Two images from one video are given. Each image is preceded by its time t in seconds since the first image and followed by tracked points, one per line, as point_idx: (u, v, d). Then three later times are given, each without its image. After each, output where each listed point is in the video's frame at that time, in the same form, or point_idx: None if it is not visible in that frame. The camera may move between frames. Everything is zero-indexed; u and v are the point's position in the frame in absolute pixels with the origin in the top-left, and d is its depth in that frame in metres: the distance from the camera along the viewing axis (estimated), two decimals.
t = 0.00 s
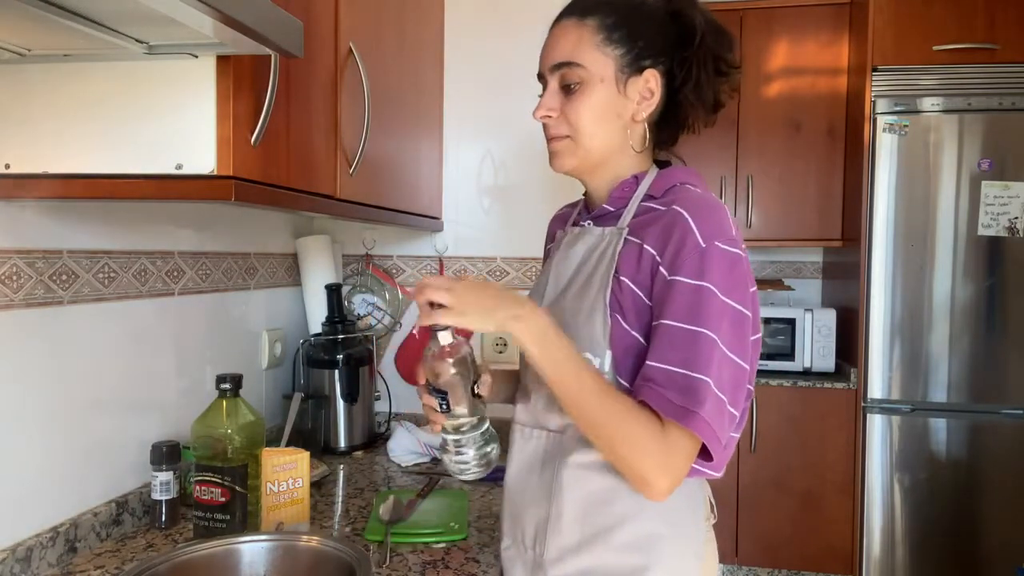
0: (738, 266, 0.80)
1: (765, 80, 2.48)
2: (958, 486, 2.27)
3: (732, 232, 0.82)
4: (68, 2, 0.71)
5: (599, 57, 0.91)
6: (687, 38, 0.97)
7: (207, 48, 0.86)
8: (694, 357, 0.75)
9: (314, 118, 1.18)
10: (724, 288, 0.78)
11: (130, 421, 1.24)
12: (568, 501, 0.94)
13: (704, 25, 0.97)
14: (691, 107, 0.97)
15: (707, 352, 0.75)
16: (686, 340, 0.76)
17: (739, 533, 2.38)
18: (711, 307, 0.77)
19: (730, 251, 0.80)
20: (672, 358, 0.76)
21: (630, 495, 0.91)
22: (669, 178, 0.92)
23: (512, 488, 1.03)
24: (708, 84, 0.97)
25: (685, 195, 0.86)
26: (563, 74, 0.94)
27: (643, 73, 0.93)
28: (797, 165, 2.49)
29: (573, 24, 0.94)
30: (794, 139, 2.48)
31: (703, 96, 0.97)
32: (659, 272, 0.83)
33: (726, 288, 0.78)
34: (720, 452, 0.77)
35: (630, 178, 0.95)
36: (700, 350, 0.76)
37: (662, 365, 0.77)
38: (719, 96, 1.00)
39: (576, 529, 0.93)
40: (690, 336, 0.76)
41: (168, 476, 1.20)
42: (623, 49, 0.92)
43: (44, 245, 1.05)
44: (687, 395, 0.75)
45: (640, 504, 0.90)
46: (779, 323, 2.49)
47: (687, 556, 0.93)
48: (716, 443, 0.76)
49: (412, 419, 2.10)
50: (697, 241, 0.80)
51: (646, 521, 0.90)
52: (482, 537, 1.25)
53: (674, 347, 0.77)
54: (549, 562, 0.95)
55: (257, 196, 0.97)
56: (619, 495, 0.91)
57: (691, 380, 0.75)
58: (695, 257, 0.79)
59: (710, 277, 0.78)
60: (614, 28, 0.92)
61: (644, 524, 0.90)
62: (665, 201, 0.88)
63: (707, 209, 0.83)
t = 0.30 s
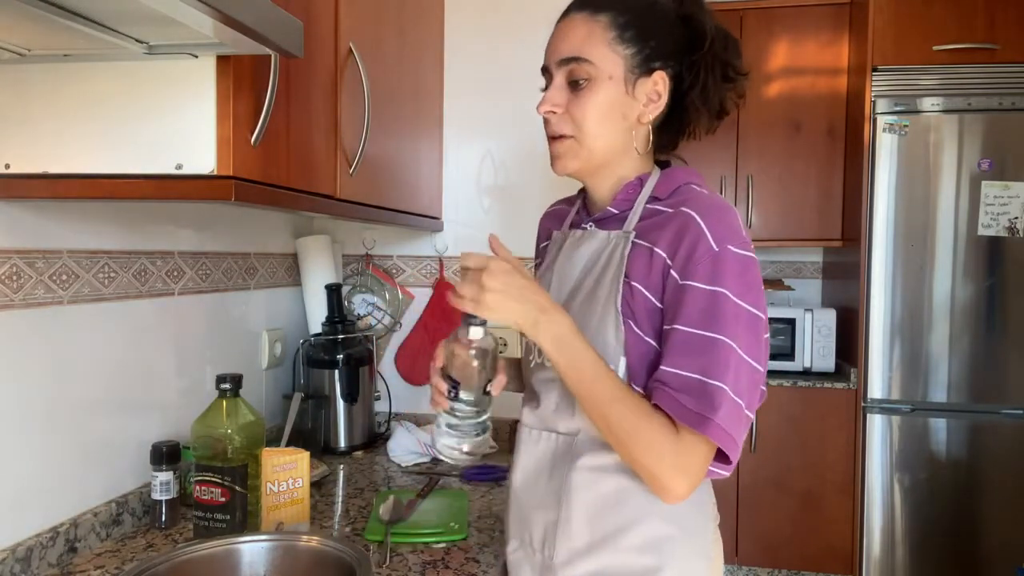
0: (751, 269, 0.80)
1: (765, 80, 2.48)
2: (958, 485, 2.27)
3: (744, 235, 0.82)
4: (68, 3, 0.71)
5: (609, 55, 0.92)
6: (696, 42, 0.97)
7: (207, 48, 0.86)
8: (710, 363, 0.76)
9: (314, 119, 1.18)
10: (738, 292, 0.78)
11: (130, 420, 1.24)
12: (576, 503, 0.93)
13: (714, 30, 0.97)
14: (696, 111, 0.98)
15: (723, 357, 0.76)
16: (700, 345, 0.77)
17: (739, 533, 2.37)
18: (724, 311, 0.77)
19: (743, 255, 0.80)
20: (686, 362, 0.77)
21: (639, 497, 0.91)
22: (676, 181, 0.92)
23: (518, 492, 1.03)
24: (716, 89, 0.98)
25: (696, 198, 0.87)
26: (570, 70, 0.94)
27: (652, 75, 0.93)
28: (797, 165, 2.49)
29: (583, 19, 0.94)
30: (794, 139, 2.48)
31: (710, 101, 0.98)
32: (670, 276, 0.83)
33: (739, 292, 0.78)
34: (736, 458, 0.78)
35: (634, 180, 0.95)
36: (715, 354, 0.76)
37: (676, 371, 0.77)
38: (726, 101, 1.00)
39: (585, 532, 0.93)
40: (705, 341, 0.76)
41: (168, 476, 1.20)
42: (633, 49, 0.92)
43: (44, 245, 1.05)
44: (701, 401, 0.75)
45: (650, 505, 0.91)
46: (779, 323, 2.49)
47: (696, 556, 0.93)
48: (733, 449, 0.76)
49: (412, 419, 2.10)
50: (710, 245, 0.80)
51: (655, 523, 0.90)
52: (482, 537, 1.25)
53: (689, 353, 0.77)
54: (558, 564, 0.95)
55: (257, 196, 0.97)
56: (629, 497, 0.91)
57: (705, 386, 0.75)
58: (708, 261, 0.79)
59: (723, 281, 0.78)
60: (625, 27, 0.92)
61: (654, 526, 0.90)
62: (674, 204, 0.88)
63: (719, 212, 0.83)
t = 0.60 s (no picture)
0: (743, 269, 0.80)
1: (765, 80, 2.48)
2: (958, 485, 2.27)
3: (741, 237, 0.82)
4: (68, 3, 0.71)
5: (630, 55, 0.91)
6: (705, 49, 1.00)
7: (207, 48, 0.86)
8: (684, 350, 0.75)
9: (314, 119, 1.18)
10: (725, 289, 0.78)
11: (130, 420, 1.24)
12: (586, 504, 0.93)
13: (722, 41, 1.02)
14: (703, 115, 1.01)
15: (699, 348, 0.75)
16: (677, 332, 0.76)
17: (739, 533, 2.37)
18: (709, 303, 0.77)
19: (737, 255, 0.80)
20: (660, 347, 0.76)
21: (648, 495, 0.91)
22: (679, 181, 0.92)
23: (527, 493, 1.02)
24: (722, 97, 1.02)
25: (697, 196, 0.87)
26: (590, 65, 0.91)
27: (666, 79, 0.94)
28: (797, 165, 2.49)
29: (604, 14, 0.92)
30: (794, 139, 2.48)
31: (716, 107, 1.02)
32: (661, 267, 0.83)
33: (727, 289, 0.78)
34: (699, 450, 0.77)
35: (639, 181, 0.94)
36: (691, 343, 0.75)
37: (650, 354, 0.76)
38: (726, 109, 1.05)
39: (597, 532, 0.93)
40: (682, 329, 0.76)
41: (168, 476, 1.20)
42: (652, 50, 0.92)
43: (44, 245, 1.05)
44: (670, 385, 0.75)
45: (660, 502, 0.90)
46: (779, 323, 2.49)
47: (706, 551, 0.93)
48: (694, 438, 0.76)
49: (412, 419, 2.10)
50: (705, 240, 0.80)
51: (666, 521, 0.90)
52: (482, 537, 1.25)
53: (664, 339, 0.76)
54: (568, 565, 0.95)
55: (257, 196, 0.97)
56: (640, 496, 0.91)
57: (677, 372, 0.75)
58: (702, 255, 0.79)
59: (712, 274, 0.78)
60: (646, 28, 0.92)
61: (664, 524, 0.90)
62: (677, 202, 0.88)
63: (716, 211, 0.83)
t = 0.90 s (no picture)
0: (753, 259, 0.81)
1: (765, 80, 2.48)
2: (958, 485, 2.27)
3: (745, 224, 0.83)
4: (68, 2, 0.71)
5: (618, 49, 0.91)
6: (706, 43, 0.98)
7: (207, 48, 0.86)
8: (710, 350, 0.75)
9: (314, 119, 1.18)
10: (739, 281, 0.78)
11: (130, 421, 1.24)
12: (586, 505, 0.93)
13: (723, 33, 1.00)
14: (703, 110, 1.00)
15: (724, 345, 0.76)
16: (700, 331, 0.76)
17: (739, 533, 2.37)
18: (727, 299, 0.77)
19: (745, 244, 0.81)
20: (685, 350, 0.76)
21: (649, 496, 0.91)
22: (677, 173, 0.92)
23: (525, 496, 1.02)
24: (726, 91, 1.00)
25: (699, 187, 0.87)
26: (578, 63, 0.91)
27: (659, 71, 0.93)
28: (798, 165, 2.49)
29: (591, 12, 0.92)
30: (794, 139, 2.48)
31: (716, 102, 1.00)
32: (673, 262, 0.83)
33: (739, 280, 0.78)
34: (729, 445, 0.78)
35: (637, 174, 0.94)
36: (715, 342, 0.76)
37: (675, 357, 0.76)
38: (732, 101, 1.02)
39: (597, 534, 0.93)
40: (705, 328, 0.76)
41: (168, 476, 1.20)
42: (642, 43, 0.92)
43: (44, 245, 1.05)
44: (703, 388, 0.75)
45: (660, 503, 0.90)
46: (779, 323, 2.49)
47: (708, 550, 0.94)
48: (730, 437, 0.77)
49: (412, 419, 2.10)
50: (713, 232, 0.80)
51: (666, 522, 0.90)
52: (482, 537, 1.25)
53: (688, 339, 0.76)
54: (570, 567, 0.95)
55: (257, 196, 0.97)
56: (640, 497, 0.91)
57: (707, 374, 0.75)
58: (713, 248, 0.79)
59: (726, 269, 0.78)
60: (633, 21, 0.91)
61: (665, 525, 0.90)
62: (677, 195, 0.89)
63: (721, 201, 0.84)
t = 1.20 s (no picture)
0: (745, 258, 0.79)
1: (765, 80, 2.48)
2: (958, 485, 2.27)
3: (741, 222, 0.81)
4: (68, 2, 0.71)
5: (591, 39, 0.91)
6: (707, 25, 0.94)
7: (207, 48, 0.86)
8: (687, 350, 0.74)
9: (314, 119, 1.18)
10: (727, 281, 0.77)
11: (130, 421, 1.24)
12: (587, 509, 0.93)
13: (712, 8, 0.94)
14: (697, 98, 0.96)
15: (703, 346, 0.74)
16: (678, 331, 0.75)
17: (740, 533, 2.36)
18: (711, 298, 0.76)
19: (737, 242, 0.79)
20: (659, 348, 0.75)
21: (648, 501, 0.90)
22: (675, 167, 0.92)
23: (527, 500, 1.02)
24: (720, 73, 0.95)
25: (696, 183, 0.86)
26: (555, 57, 0.92)
27: (639, 58, 0.91)
28: (798, 165, 2.49)
29: (567, 5, 0.93)
30: (794, 139, 2.48)
31: (709, 86, 0.95)
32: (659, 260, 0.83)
33: (728, 280, 0.77)
34: (706, 451, 0.76)
35: (632, 170, 0.95)
36: (693, 344, 0.75)
37: (649, 354, 0.76)
38: (728, 81, 0.97)
39: (599, 537, 0.93)
40: (683, 328, 0.75)
41: (168, 476, 1.20)
42: (618, 32, 0.91)
43: (44, 245, 1.05)
44: (672, 388, 0.74)
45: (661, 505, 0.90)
46: (779, 323, 2.49)
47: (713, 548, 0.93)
48: (704, 442, 0.75)
49: (412, 419, 2.10)
50: (701, 229, 0.79)
51: (667, 525, 0.90)
52: (482, 537, 1.25)
53: (665, 338, 0.76)
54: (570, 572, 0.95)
55: (257, 196, 0.97)
56: (640, 501, 0.90)
57: (680, 373, 0.74)
58: (700, 247, 0.78)
59: (712, 269, 0.77)
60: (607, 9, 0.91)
61: (665, 527, 0.90)
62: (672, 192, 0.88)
63: (713, 196, 0.83)
